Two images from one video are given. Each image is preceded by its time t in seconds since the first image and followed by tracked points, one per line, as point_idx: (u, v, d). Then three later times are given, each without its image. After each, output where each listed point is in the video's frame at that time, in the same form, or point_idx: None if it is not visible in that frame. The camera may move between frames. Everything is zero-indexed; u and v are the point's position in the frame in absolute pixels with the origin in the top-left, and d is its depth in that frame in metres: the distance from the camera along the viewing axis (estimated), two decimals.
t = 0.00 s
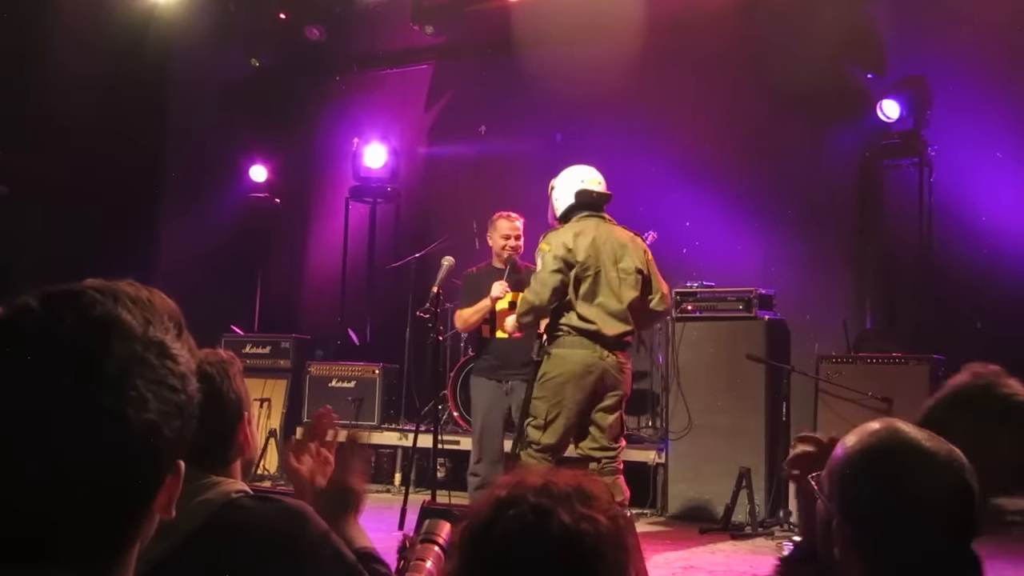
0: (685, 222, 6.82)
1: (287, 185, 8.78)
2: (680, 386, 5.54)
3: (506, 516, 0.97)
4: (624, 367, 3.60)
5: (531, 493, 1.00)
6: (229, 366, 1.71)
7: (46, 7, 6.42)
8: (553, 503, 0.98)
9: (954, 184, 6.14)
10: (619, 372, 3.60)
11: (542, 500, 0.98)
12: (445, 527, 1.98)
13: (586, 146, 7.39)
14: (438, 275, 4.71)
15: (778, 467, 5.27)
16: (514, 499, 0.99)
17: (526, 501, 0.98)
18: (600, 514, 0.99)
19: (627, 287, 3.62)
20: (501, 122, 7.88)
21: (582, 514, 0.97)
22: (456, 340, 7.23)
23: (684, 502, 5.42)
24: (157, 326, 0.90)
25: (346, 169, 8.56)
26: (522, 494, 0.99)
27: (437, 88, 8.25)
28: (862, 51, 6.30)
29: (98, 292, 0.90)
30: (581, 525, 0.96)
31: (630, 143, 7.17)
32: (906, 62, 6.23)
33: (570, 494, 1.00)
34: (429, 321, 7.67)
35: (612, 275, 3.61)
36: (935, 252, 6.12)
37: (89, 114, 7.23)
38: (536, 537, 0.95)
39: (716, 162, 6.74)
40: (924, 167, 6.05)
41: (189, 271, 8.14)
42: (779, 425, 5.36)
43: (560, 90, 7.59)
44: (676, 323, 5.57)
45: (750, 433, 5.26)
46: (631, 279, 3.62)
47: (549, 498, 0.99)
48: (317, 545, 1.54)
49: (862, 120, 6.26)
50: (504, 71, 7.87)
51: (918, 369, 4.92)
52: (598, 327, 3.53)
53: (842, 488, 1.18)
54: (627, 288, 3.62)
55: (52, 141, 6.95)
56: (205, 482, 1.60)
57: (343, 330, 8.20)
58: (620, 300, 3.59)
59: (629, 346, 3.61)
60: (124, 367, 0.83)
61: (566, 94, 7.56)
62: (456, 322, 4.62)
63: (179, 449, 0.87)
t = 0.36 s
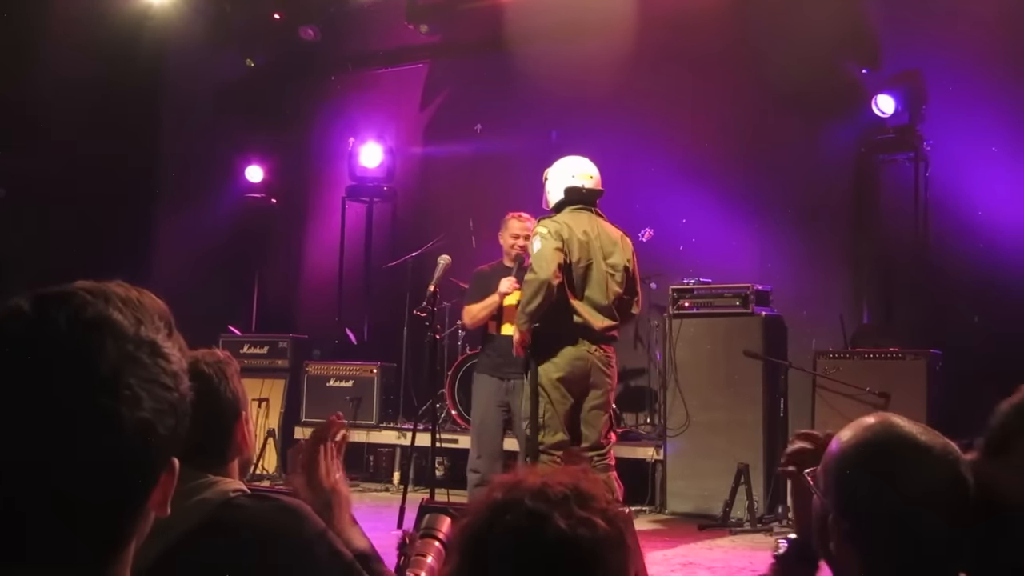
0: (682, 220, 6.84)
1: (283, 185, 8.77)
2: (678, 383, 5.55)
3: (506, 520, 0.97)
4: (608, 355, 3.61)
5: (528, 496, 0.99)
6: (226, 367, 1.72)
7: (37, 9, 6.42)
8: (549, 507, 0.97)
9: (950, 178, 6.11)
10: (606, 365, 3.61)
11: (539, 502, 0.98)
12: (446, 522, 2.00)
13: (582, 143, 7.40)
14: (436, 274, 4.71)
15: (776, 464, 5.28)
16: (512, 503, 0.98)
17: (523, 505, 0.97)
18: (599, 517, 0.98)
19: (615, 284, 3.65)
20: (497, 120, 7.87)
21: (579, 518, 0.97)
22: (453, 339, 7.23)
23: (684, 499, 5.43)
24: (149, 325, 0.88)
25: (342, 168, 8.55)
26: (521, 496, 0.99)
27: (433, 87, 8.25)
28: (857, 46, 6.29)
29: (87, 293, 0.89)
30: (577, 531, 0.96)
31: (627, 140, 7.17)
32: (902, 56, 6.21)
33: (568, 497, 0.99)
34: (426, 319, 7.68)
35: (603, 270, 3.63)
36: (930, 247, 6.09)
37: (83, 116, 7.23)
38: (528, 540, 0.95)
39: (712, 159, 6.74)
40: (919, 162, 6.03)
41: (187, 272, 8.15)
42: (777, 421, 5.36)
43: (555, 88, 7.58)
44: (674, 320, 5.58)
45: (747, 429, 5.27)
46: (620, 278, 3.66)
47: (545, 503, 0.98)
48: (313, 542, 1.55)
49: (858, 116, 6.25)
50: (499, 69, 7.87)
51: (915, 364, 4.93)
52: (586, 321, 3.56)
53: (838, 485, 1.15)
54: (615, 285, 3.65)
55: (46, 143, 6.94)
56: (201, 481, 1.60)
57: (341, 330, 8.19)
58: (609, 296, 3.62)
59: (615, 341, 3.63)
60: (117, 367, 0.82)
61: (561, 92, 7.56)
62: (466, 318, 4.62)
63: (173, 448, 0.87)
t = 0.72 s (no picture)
0: (692, 225, 6.83)
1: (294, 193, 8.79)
2: (691, 388, 5.54)
3: (523, 536, 0.97)
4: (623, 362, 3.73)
5: (548, 512, 0.99)
6: (238, 376, 1.71)
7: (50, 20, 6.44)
8: (568, 525, 0.97)
9: (962, 181, 6.10)
10: (619, 372, 3.72)
11: (558, 520, 0.98)
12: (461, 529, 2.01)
13: (592, 149, 7.41)
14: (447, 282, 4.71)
15: (789, 468, 5.27)
16: (532, 516, 0.98)
17: (543, 522, 0.98)
18: (619, 536, 0.98)
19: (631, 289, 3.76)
20: (507, 127, 7.89)
21: (598, 536, 0.97)
22: (465, 346, 7.24)
23: (698, 505, 5.41)
24: (177, 339, 0.94)
25: (353, 175, 8.58)
26: (541, 512, 0.99)
27: (443, 93, 8.26)
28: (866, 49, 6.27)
29: (118, 307, 0.95)
30: (596, 550, 0.96)
31: (637, 145, 7.17)
32: (911, 60, 6.21)
33: (589, 514, 0.99)
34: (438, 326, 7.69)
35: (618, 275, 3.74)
36: (942, 250, 6.08)
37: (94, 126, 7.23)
38: (549, 560, 0.95)
39: (721, 164, 6.74)
40: (932, 166, 5.98)
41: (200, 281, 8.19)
42: (790, 427, 5.35)
43: (565, 93, 7.59)
44: (685, 326, 5.57)
45: (760, 435, 5.26)
46: (636, 283, 3.79)
47: (564, 520, 0.98)
48: (329, 552, 1.55)
49: (867, 120, 6.25)
50: (508, 74, 7.87)
51: (930, 369, 4.90)
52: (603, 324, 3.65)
53: (851, 492, 1.18)
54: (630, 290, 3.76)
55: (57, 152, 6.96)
56: (219, 491, 1.61)
57: (353, 337, 8.20)
58: (625, 300, 3.74)
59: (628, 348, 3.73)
60: (147, 380, 0.87)
61: (570, 97, 7.57)
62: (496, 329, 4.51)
63: (202, 457, 0.92)
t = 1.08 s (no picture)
0: (703, 227, 6.81)
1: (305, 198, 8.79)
2: (702, 390, 5.52)
3: (539, 541, 0.97)
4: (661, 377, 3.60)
5: (564, 520, 0.98)
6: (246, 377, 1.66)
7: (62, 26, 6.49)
8: (584, 535, 0.96)
9: (975, 181, 6.12)
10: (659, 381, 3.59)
11: (572, 527, 0.97)
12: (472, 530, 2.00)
13: (602, 151, 7.41)
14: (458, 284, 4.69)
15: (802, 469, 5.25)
16: (548, 525, 0.98)
17: (560, 531, 0.97)
18: (635, 546, 0.98)
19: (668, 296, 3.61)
20: (517, 129, 7.90)
21: (615, 547, 0.96)
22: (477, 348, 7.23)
23: (711, 507, 5.39)
24: (200, 343, 0.93)
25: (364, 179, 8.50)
26: (557, 520, 0.98)
27: (453, 96, 8.26)
28: (876, 50, 6.25)
29: (142, 311, 0.95)
30: (611, 560, 0.95)
31: (648, 145, 7.17)
32: (922, 61, 6.22)
33: (606, 526, 0.98)
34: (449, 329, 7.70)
35: (654, 282, 3.60)
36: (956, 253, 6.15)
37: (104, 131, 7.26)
38: (564, 568, 0.95)
39: (732, 165, 6.72)
40: (944, 166, 6.02)
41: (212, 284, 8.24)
42: (803, 429, 5.33)
43: (574, 96, 7.60)
44: (697, 328, 5.56)
45: (773, 436, 5.25)
46: (676, 291, 3.65)
47: (579, 530, 0.97)
48: (339, 555, 1.56)
49: (879, 121, 6.22)
50: (518, 76, 7.87)
51: (943, 369, 4.89)
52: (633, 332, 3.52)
53: (865, 493, 1.18)
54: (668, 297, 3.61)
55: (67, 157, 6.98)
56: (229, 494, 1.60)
57: (364, 340, 8.22)
58: (660, 308, 3.58)
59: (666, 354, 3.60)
60: (169, 381, 0.87)
61: (580, 99, 7.57)
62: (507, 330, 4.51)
63: (223, 461, 0.90)
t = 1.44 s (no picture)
0: (719, 215, 6.76)
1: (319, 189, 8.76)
2: (719, 378, 5.49)
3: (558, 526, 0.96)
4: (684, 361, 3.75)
5: (585, 505, 0.97)
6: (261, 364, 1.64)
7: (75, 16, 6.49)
8: (604, 518, 0.96)
9: (994, 167, 6.03)
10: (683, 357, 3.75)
11: (593, 509, 0.96)
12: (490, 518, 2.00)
13: (617, 139, 7.41)
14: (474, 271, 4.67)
15: (818, 457, 5.22)
16: (566, 511, 0.97)
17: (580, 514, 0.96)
18: (655, 529, 0.96)
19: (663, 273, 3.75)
20: (532, 118, 7.88)
21: (636, 530, 0.95)
22: (492, 337, 7.23)
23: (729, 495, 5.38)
24: (218, 325, 0.92)
25: (378, 169, 8.45)
26: (577, 504, 0.97)
27: (467, 85, 8.23)
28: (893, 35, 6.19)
29: (162, 297, 0.95)
30: (632, 544, 0.94)
31: (664, 134, 7.14)
32: (939, 47, 6.15)
33: (626, 508, 0.97)
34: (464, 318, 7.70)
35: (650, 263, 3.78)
36: (974, 237, 6.02)
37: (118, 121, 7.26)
38: (585, 552, 0.94)
39: (748, 152, 6.69)
40: (963, 153, 5.94)
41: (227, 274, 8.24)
42: (820, 417, 5.30)
43: (589, 84, 7.58)
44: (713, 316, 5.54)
45: (790, 423, 5.23)
46: (695, 280, 3.75)
47: (600, 512, 0.96)
48: (354, 546, 1.55)
49: (897, 107, 6.15)
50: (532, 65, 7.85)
51: (962, 357, 4.86)
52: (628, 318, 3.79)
53: (884, 478, 1.16)
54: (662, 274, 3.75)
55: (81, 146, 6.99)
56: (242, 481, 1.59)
57: (380, 330, 8.21)
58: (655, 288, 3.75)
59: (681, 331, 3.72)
60: (185, 357, 0.86)
61: (595, 87, 7.55)
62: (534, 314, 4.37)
63: (240, 442, 0.89)
